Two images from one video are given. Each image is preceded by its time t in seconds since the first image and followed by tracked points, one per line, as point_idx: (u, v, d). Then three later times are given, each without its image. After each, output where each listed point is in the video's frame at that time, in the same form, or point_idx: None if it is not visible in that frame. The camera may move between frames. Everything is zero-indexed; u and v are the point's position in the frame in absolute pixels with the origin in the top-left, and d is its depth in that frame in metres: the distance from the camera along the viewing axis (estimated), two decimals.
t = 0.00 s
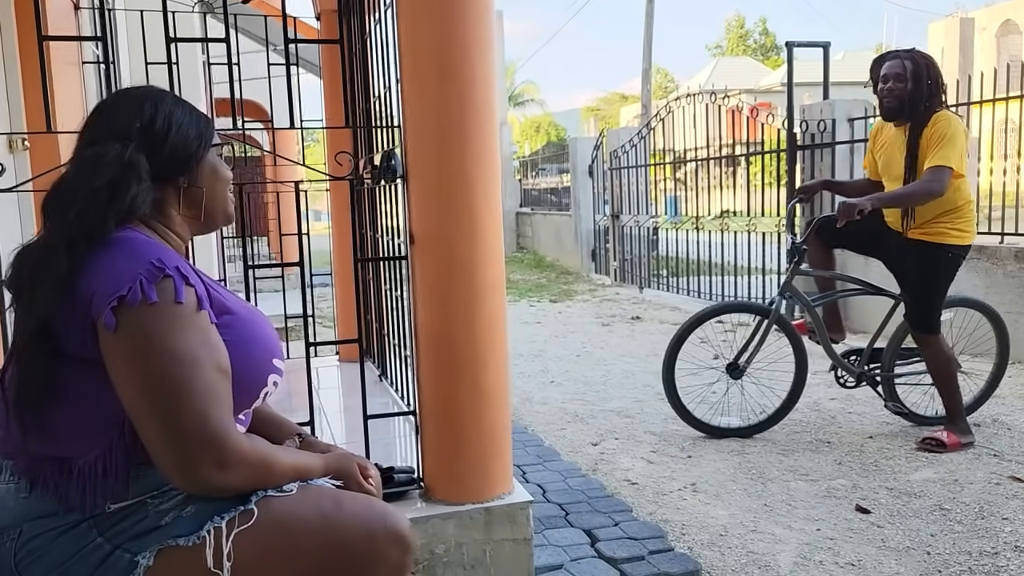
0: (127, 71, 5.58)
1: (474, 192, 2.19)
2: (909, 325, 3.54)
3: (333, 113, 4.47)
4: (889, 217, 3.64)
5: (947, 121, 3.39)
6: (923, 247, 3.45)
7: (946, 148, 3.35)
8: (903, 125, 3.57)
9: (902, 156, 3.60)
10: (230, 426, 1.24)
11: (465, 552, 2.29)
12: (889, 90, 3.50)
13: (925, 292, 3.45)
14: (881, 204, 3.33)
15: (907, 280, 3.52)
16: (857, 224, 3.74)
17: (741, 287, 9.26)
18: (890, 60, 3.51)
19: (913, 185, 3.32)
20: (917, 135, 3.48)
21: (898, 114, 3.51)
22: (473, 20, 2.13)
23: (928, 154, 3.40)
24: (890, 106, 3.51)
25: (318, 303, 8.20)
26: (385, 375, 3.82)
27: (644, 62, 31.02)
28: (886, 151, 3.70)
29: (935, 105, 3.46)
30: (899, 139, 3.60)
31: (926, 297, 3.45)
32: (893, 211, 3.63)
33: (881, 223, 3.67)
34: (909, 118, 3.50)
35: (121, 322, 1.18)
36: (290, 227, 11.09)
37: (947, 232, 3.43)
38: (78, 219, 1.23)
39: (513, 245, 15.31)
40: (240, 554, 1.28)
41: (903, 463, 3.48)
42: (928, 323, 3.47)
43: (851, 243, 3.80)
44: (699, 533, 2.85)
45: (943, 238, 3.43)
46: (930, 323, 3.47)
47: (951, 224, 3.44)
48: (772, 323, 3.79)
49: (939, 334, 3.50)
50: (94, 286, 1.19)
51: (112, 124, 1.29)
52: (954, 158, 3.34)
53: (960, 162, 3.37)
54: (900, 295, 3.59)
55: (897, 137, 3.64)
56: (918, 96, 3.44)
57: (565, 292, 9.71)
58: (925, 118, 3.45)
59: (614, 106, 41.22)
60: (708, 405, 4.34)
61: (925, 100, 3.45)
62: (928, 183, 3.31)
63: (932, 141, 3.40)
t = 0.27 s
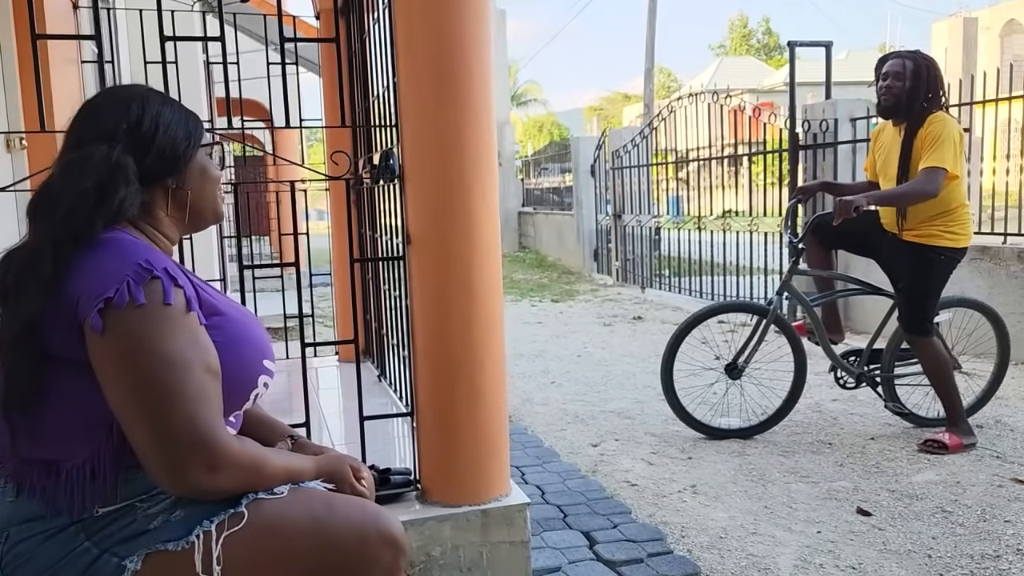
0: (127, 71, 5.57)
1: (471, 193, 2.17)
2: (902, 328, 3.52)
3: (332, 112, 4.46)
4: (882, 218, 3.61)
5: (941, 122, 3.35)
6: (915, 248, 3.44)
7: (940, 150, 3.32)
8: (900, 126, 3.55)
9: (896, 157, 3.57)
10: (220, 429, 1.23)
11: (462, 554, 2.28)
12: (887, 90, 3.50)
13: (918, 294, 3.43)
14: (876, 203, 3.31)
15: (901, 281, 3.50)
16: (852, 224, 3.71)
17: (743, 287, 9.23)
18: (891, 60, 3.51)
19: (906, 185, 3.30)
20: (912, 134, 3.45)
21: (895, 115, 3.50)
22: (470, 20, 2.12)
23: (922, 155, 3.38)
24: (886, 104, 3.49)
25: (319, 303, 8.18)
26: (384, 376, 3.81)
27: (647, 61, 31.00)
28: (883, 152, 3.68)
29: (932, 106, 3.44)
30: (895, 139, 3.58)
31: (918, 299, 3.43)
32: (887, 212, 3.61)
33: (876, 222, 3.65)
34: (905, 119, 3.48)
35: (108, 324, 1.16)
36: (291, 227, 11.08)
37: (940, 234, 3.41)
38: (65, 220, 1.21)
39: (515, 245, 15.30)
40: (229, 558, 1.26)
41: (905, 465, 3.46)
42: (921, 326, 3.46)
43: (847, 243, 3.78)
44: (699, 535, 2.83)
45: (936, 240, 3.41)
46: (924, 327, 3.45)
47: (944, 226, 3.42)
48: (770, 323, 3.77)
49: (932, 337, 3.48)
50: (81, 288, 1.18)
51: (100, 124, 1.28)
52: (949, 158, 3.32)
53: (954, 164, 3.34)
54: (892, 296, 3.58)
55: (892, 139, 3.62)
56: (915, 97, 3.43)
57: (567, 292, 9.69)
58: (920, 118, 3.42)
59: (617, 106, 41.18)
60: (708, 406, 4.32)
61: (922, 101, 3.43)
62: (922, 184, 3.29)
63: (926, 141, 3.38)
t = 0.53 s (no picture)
0: (143, 72, 5.58)
1: (478, 193, 2.14)
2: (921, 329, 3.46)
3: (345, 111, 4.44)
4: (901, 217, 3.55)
5: (959, 119, 3.30)
6: (934, 248, 3.38)
7: (959, 147, 3.25)
8: (918, 124, 3.49)
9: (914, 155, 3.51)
10: (212, 433, 1.20)
11: (470, 560, 2.25)
12: (904, 87, 3.43)
13: (937, 295, 3.37)
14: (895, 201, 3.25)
15: (920, 282, 3.44)
16: (870, 224, 3.65)
17: (760, 288, 9.15)
18: (907, 58, 3.43)
19: (925, 182, 3.24)
20: (930, 132, 3.40)
21: (913, 113, 3.43)
22: (478, 18, 2.09)
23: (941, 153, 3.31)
24: (903, 102, 3.43)
25: (335, 304, 8.19)
26: (396, 378, 3.79)
27: (665, 61, 30.86)
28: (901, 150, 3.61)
29: (950, 103, 3.37)
30: (913, 138, 3.52)
31: (938, 300, 3.37)
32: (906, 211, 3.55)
33: (895, 222, 3.58)
34: (923, 116, 3.42)
35: (96, 326, 1.14)
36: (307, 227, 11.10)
37: (961, 234, 3.35)
38: (54, 223, 1.20)
39: (531, 246, 15.27)
40: (223, 565, 1.24)
41: (924, 469, 3.39)
42: (941, 327, 3.40)
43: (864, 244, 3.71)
44: (713, 540, 2.78)
45: (957, 239, 3.35)
46: (944, 328, 3.39)
47: (965, 225, 3.36)
48: (788, 324, 3.71)
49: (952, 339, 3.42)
50: (69, 291, 1.16)
51: (91, 125, 1.27)
52: (967, 154, 3.26)
53: (974, 162, 3.27)
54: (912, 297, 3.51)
55: (911, 137, 3.55)
56: (933, 95, 3.36)
57: (583, 293, 9.65)
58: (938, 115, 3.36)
59: (634, 105, 41.03)
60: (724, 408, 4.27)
61: (940, 98, 3.36)
62: (941, 183, 3.23)
63: (945, 139, 3.31)
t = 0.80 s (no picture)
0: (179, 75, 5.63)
1: (503, 191, 2.09)
2: (966, 331, 3.33)
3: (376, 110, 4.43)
4: (946, 214, 3.43)
5: (1007, 113, 3.16)
6: (981, 247, 3.26)
7: (1008, 142, 3.13)
8: (965, 118, 3.36)
9: (960, 150, 3.38)
10: (216, 439, 1.18)
11: (494, 567, 2.20)
12: (952, 79, 3.31)
13: (984, 295, 3.24)
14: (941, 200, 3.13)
15: (966, 282, 3.32)
16: (914, 221, 3.51)
17: (800, 287, 8.98)
18: (958, 47, 3.32)
19: (973, 180, 3.12)
20: (977, 126, 3.27)
21: (960, 106, 3.32)
22: (503, 14, 2.04)
23: (988, 148, 3.19)
24: (950, 94, 3.32)
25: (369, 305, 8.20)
26: (426, 379, 3.76)
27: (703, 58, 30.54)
28: (947, 145, 3.49)
29: (1000, 96, 3.25)
30: (960, 132, 3.39)
31: (984, 300, 3.24)
32: (951, 208, 3.43)
33: (941, 219, 3.46)
34: (970, 110, 3.29)
35: (97, 329, 1.12)
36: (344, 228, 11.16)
37: (1008, 233, 3.23)
38: (56, 226, 1.18)
39: (567, 246, 15.19)
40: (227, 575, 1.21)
41: (969, 476, 3.27)
42: (987, 329, 3.27)
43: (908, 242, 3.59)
44: (746, 548, 2.70)
45: (1004, 238, 3.22)
46: (989, 329, 3.26)
47: (1013, 224, 3.23)
48: (829, 325, 3.60)
49: (998, 342, 3.29)
50: (71, 294, 1.14)
51: (96, 125, 1.24)
52: (1017, 151, 3.13)
53: None
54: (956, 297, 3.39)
55: (957, 132, 3.42)
56: (982, 87, 3.25)
57: (618, 293, 9.54)
58: (987, 108, 3.24)
59: (672, 103, 40.67)
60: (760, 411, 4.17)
61: (990, 91, 3.25)
62: (989, 180, 3.11)
63: (993, 134, 3.18)
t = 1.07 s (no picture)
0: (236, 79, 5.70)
1: (544, 191, 2.03)
2: None
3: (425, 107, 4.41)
4: None
5: None
6: None
7: None
8: None
9: None
10: (232, 448, 1.15)
11: None
12: None
13: None
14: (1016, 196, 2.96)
15: None
16: (988, 217, 3.39)
17: (866, 286, 8.69)
18: None
19: None
20: None
21: None
22: (543, 8, 1.99)
23: None
24: None
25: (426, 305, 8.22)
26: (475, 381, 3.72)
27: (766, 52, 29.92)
28: None
29: None
30: None
31: None
32: None
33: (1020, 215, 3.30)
34: None
35: (111, 335, 1.10)
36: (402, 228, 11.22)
37: None
38: (73, 230, 1.19)
39: (626, 244, 15.03)
40: None
41: None
42: None
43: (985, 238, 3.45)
44: (802, 560, 2.59)
45: None
46: None
47: None
48: (896, 327, 3.44)
49: None
50: (85, 298, 1.13)
51: (116, 128, 1.26)
52: None
53: None
54: None
55: None
56: None
57: (677, 292, 9.38)
58: None
59: (735, 98, 39.96)
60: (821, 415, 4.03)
61: None
62: None
63: None
